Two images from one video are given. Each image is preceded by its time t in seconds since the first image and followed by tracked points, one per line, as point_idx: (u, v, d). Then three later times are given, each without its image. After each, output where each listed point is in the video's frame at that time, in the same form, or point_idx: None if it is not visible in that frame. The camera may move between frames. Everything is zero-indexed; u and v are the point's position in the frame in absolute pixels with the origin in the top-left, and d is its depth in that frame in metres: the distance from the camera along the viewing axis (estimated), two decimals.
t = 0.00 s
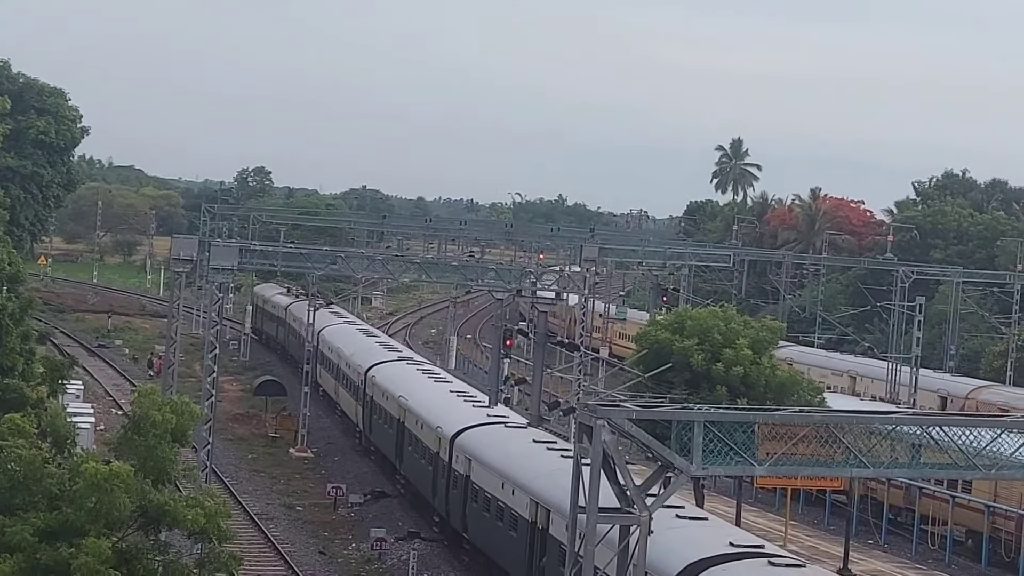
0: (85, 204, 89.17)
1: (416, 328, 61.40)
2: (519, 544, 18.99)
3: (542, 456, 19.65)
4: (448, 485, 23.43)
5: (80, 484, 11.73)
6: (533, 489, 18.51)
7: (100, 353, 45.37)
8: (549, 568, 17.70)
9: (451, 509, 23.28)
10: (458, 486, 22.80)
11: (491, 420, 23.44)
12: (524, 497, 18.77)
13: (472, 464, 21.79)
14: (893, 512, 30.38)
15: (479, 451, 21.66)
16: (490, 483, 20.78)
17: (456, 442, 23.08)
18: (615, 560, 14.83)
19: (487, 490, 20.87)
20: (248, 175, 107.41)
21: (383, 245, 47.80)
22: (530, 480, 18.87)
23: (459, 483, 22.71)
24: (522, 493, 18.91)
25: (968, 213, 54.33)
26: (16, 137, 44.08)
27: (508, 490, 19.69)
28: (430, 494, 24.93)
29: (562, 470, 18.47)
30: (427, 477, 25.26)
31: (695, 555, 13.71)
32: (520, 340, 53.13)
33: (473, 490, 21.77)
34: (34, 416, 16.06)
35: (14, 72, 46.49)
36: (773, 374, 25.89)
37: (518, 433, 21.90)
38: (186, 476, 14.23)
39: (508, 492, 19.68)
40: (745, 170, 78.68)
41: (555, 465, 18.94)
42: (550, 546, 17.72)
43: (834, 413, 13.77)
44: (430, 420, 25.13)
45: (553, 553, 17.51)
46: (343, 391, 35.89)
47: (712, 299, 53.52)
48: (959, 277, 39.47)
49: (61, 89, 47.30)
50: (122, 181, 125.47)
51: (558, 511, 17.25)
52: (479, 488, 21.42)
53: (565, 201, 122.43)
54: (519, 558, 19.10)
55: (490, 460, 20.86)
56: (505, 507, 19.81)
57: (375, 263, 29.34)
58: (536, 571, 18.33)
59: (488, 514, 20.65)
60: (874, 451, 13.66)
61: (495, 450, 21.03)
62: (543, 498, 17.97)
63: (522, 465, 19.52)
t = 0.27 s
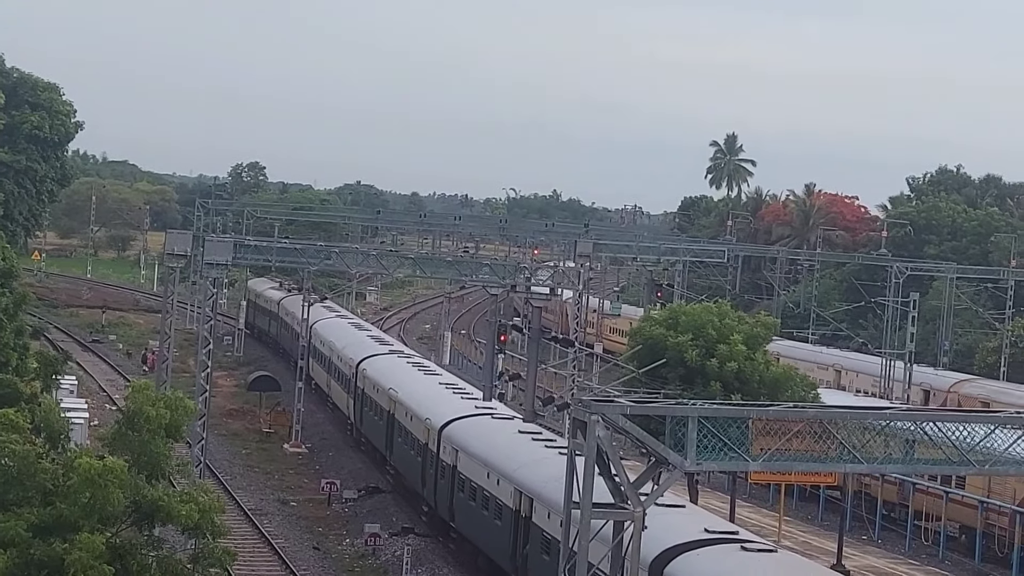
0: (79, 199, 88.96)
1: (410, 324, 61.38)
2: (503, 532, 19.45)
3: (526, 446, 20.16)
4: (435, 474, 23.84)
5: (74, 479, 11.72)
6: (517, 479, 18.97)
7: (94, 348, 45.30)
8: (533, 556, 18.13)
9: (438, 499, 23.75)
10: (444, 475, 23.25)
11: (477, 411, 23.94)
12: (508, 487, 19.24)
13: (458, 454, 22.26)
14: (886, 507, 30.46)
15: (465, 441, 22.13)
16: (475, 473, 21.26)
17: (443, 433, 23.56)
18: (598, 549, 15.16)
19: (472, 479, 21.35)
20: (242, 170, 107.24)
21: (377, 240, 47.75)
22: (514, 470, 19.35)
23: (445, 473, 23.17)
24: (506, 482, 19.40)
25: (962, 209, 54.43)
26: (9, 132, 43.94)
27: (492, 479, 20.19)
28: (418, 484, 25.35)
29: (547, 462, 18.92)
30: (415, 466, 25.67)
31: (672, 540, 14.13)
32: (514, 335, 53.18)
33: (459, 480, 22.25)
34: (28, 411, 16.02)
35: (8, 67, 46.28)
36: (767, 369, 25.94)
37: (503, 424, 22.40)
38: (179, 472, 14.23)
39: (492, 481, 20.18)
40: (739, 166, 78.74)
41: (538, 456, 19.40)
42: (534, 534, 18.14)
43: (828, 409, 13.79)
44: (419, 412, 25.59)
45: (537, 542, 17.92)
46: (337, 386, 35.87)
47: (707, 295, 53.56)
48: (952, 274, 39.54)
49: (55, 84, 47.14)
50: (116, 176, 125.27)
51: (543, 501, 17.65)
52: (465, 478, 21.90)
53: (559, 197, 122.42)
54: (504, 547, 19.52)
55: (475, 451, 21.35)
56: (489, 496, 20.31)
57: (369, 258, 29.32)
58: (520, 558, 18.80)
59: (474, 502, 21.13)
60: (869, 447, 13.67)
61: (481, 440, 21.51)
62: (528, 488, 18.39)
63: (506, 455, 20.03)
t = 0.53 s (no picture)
0: (74, 196, 88.81)
1: (405, 321, 61.37)
2: (489, 522, 19.84)
3: (512, 439, 20.58)
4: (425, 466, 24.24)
5: (69, 476, 11.72)
6: (501, 470, 19.37)
7: (89, 345, 45.24)
8: (517, 546, 18.47)
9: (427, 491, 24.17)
10: (433, 468, 23.68)
11: (467, 405, 24.38)
12: (494, 478, 19.65)
13: (447, 447, 22.66)
14: (881, 505, 30.53)
15: (454, 434, 22.54)
16: (463, 464, 21.67)
17: (433, 426, 23.96)
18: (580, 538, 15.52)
19: (460, 471, 21.76)
20: (237, 168, 107.10)
21: (373, 238, 47.71)
22: (498, 461, 19.77)
23: (434, 465, 23.58)
24: (491, 473, 19.81)
25: (957, 207, 54.52)
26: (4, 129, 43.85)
27: (479, 471, 20.60)
28: (409, 477, 25.76)
29: (532, 453, 19.29)
30: (406, 459, 26.08)
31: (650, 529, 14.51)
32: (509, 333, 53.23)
33: (448, 472, 22.67)
34: (22, 408, 16.00)
35: (2, 64, 46.16)
36: (761, 367, 25.97)
37: (491, 417, 22.83)
38: (174, 469, 14.24)
39: (479, 473, 20.59)
40: (734, 164, 78.79)
41: (524, 447, 19.78)
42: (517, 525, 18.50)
43: (823, 406, 13.82)
44: (409, 406, 25.95)
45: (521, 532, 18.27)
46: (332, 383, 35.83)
47: (702, 293, 53.60)
48: (948, 272, 39.60)
49: (50, 82, 47.04)
50: (111, 173, 125.06)
51: (526, 491, 18.04)
52: (453, 470, 22.30)
53: (554, 195, 122.40)
54: (489, 537, 19.88)
55: (464, 443, 21.75)
56: (476, 487, 20.71)
57: (365, 255, 29.32)
58: (503, 548, 19.16)
59: (461, 494, 21.55)
60: (864, 445, 13.70)
61: (469, 434, 21.90)
62: (512, 478, 18.78)
63: (493, 447, 20.46)
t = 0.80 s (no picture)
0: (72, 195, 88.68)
1: (403, 320, 61.37)
2: (478, 514, 20.49)
3: (501, 433, 21.16)
4: (416, 461, 24.80)
5: (67, 475, 11.72)
6: (489, 463, 20.04)
7: (87, 344, 45.23)
8: (515, 545, 18.52)
9: (419, 485, 24.73)
10: (424, 461, 24.27)
11: (458, 400, 24.98)
12: (483, 471, 20.18)
13: (438, 441, 23.22)
14: (879, 504, 30.58)
15: (446, 429, 23.02)
16: (454, 458, 22.18)
17: (424, 421, 24.53)
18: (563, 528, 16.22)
19: (451, 465, 22.31)
20: (235, 166, 107.05)
21: (371, 237, 47.71)
22: (486, 454, 20.44)
23: (427, 459, 24.07)
24: (480, 467, 20.47)
25: (955, 206, 54.59)
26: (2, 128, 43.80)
27: (469, 465, 21.21)
28: (401, 472, 26.28)
29: (520, 446, 19.90)
30: (398, 453, 26.61)
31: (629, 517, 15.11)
32: (507, 332, 53.29)
33: (439, 466, 23.23)
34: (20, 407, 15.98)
35: None
36: (759, 366, 25.97)
37: (481, 412, 23.41)
38: (172, 468, 14.24)
39: (468, 466, 21.19)
40: (732, 163, 78.81)
41: (512, 440, 20.40)
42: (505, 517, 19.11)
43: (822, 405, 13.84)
44: (402, 402, 26.41)
45: (508, 523, 18.93)
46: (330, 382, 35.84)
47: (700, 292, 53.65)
48: (946, 271, 39.65)
49: (47, 81, 47.01)
50: (109, 172, 124.91)
51: (512, 483, 18.71)
52: (444, 463, 22.88)
53: (552, 194, 122.32)
54: (478, 529, 20.51)
55: (454, 437, 22.31)
56: (467, 481, 21.23)
57: (363, 255, 29.31)
58: (492, 539, 19.76)
59: (451, 487, 22.15)
60: (861, 444, 13.72)
61: (460, 428, 22.45)
62: (499, 471, 19.43)
63: (481, 441, 21.07)
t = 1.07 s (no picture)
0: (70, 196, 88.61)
1: (401, 321, 61.39)
2: (467, 509, 21.11)
3: (490, 430, 21.70)
4: (408, 457, 25.38)
5: (64, 476, 11.71)
6: (479, 460, 20.61)
7: (84, 345, 45.18)
8: (512, 546, 18.53)
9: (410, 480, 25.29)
10: (415, 458, 24.83)
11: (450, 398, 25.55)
12: (472, 467, 20.77)
13: (429, 438, 23.71)
14: (876, 506, 30.61)
15: (437, 426, 23.56)
16: (444, 454, 22.75)
17: (416, 418, 25.04)
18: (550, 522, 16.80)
19: (442, 461, 22.87)
20: (233, 167, 107.04)
21: (369, 237, 47.73)
22: (476, 451, 21.01)
23: (417, 456, 24.63)
24: (470, 463, 21.00)
25: (952, 208, 54.67)
26: None
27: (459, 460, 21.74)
28: (394, 468, 26.79)
29: (508, 443, 20.47)
30: (391, 450, 27.10)
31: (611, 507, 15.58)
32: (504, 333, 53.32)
33: (429, 462, 23.74)
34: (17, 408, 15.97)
35: None
36: (757, 368, 25.96)
37: (470, 409, 23.96)
38: (169, 469, 14.24)
39: (458, 462, 21.71)
40: (730, 164, 78.87)
41: (501, 437, 20.97)
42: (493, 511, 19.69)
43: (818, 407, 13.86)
44: (395, 399, 26.95)
45: (497, 518, 19.52)
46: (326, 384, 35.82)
47: (697, 293, 53.70)
48: (943, 273, 39.69)
49: (45, 81, 47.00)
50: (107, 172, 124.85)
51: (502, 479, 19.30)
52: (434, 459, 23.43)
53: (549, 194, 122.30)
54: (468, 523, 21.09)
55: (446, 434, 22.81)
56: (456, 477, 21.81)
57: (360, 256, 29.30)
58: (481, 533, 20.35)
59: (441, 483, 22.76)
60: (858, 446, 13.75)
61: (451, 425, 22.94)
62: (488, 467, 20.00)
63: (471, 437, 21.61)
